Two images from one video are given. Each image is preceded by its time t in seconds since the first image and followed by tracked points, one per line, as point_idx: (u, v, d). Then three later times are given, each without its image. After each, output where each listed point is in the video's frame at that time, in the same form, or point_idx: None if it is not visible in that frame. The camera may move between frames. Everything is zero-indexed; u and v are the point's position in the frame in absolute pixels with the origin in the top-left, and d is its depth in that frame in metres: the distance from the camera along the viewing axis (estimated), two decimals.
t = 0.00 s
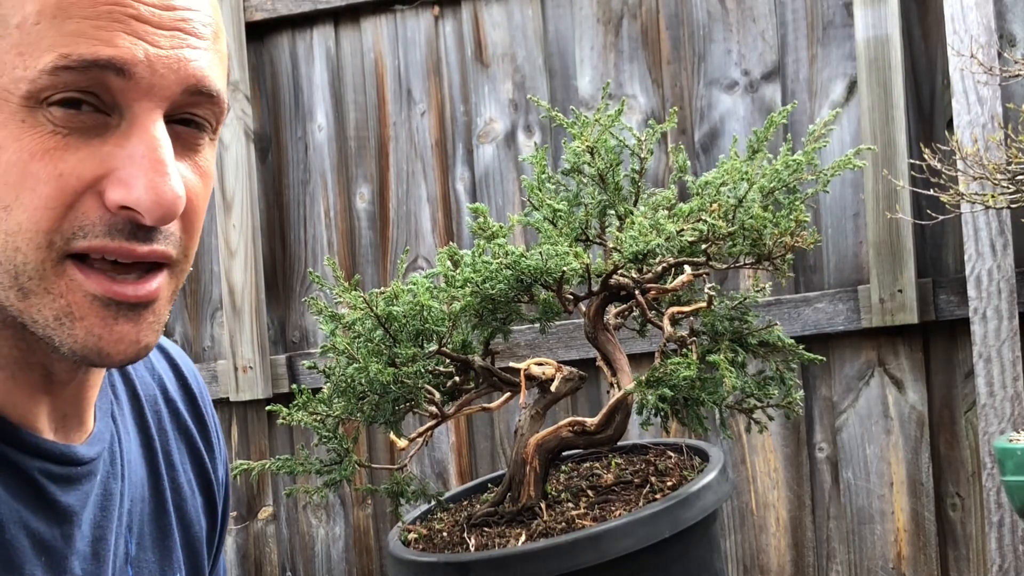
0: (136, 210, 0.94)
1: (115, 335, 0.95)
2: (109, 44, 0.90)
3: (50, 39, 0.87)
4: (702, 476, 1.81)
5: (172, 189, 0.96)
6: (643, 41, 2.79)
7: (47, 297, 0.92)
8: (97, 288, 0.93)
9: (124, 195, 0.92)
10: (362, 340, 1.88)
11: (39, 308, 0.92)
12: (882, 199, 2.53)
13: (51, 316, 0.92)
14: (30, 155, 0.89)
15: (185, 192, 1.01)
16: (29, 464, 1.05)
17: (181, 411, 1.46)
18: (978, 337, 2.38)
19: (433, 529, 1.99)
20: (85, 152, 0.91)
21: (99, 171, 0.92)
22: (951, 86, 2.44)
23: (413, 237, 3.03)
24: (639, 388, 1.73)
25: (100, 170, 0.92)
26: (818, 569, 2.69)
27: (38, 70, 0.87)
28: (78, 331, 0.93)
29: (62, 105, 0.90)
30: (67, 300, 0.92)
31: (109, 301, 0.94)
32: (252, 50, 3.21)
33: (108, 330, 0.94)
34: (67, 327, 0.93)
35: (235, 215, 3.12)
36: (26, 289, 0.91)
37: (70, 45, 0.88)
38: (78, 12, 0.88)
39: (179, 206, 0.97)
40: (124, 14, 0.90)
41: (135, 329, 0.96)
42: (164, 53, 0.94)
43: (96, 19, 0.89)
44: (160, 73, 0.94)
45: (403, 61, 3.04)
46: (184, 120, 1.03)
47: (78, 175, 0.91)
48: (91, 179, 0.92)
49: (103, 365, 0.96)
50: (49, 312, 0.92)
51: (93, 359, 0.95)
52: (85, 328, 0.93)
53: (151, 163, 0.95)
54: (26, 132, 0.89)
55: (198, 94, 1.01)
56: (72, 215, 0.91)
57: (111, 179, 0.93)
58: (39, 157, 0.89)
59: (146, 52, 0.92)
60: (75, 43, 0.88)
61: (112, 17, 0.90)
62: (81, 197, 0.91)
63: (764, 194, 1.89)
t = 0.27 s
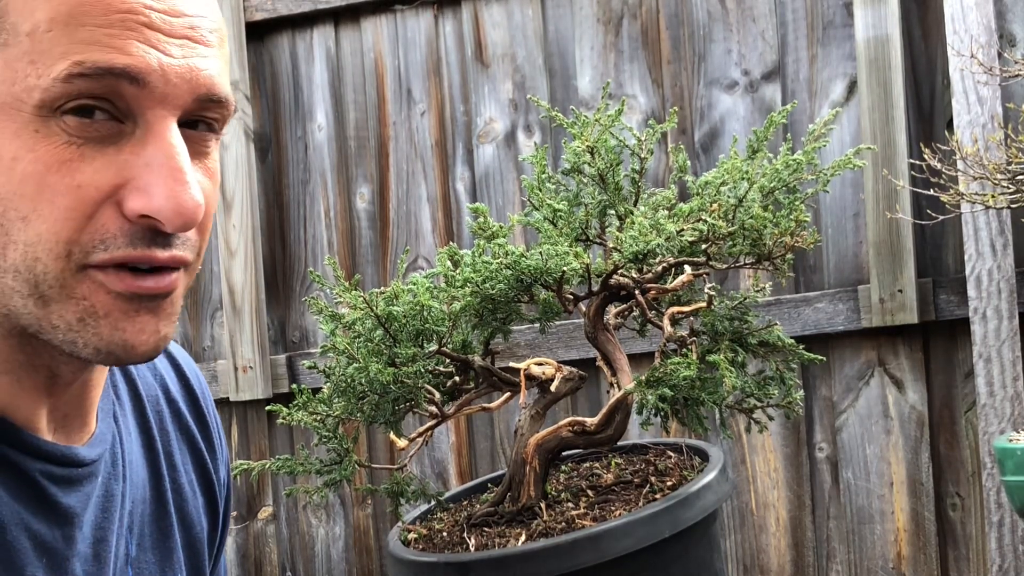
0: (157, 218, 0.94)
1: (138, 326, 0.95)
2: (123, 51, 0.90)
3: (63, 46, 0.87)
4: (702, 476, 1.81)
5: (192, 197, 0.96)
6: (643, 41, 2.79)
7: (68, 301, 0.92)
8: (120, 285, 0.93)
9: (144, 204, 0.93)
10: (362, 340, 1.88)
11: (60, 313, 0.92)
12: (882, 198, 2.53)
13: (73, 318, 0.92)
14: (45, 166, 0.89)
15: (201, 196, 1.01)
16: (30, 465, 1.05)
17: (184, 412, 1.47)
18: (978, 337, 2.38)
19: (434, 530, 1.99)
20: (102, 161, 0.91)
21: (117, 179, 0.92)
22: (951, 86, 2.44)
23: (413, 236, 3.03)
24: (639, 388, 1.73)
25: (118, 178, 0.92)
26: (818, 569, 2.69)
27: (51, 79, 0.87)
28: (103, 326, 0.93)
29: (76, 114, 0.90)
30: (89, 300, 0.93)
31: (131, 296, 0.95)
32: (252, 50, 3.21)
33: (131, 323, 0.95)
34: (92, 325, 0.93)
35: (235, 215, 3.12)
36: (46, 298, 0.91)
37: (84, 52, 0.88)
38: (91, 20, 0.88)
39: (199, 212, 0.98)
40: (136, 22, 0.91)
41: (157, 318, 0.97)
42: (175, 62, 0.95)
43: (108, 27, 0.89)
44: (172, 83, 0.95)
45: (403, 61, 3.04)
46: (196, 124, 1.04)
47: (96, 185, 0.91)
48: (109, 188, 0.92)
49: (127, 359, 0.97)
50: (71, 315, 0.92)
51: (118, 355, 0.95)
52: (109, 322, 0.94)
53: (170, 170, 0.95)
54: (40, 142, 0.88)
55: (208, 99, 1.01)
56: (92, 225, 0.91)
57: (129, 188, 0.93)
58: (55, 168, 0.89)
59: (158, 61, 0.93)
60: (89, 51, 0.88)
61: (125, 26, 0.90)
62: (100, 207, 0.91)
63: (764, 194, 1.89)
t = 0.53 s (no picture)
0: (149, 220, 0.93)
1: (133, 335, 0.95)
2: (115, 56, 0.89)
3: (55, 49, 0.87)
4: (702, 476, 1.81)
5: (185, 199, 0.96)
6: (643, 41, 2.79)
7: (61, 303, 0.92)
8: (113, 291, 0.93)
9: (136, 205, 0.92)
10: (362, 340, 1.88)
11: (52, 314, 0.93)
12: (883, 198, 2.53)
13: (66, 320, 0.93)
14: (39, 166, 0.89)
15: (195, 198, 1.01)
16: (30, 465, 1.05)
17: (185, 411, 1.47)
18: (978, 337, 2.38)
19: (434, 530, 1.99)
20: (95, 162, 0.91)
21: (111, 181, 0.92)
22: (951, 86, 2.44)
23: (413, 237, 3.03)
24: (639, 389, 1.72)
25: (112, 180, 0.92)
26: (818, 569, 2.69)
27: (42, 81, 0.87)
28: (96, 332, 0.93)
29: (69, 115, 0.90)
30: (82, 304, 0.93)
31: (126, 304, 0.94)
32: (252, 50, 3.21)
33: (125, 330, 0.95)
34: (85, 330, 0.93)
35: (235, 215, 3.12)
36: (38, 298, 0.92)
37: (73, 55, 0.87)
38: (83, 22, 0.88)
39: (191, 213, 0.97)
40: (128, 28, 0.90)
41: (153, 327, 0.97)
42: (167, 70, 0.94)
43: (99, 30, 0.88)
44: (161, 94, 0.94)
45: (402, 61, 3.04)
46: (196, 126, 1.04)
47: (90, 186, 0.91)
48: (102, 189, 0.92)
49: (122, 365, 0.96)
50: (64, 317, 0.93)
51: (112, 359, 0.95)
52: (103, 328, 0.93)
53: (162, 173, 0.94)
54: (34, 143, 0.89)
55: (204, 103, 1.01)
56: (86, 226, 0.91)
57: (122, 189, 0.93)
58: (48, 169, 0.89)
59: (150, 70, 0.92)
60: (78, 55, 0.88)
61: (117, 31, 0.89)
62: (94, 208, 0.91)
63: (764, 194, 1.89)
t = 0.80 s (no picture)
0: (140, 223, 0.94)
1: (125, 329, 0.95)
2: (108, 56, 0.89)
3: (51, 52, 0.87)
4: (702, 476, 1.81)
5: (175, 202, 0.96)
6: (643, 42, 2.79)
7: (53, 300, 0.92)
8: (104, 284, 0.93)
9: (126, 208, 0.93)
10: (362, 340, 1.88)
11: (45, 313, 0.92)
12: (883, 198, 2.53)
13: (58, 317, 0.92)
14: (30, 168, 0.89)
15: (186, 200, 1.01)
16: (31, 465, 1.05)
17: (184, 413, 1.47)
18: (978, 337, 2.38)
19: (433, 530, 1.99)
20: (85, 165, 0.91)
21: (101, 183, 0.92)
22: (951, 86, 2.44)
23: (413, 237, 3.03)
24: (639, 389, 1.72)
25: (102, 181, 0.92)
26: (818, 569, 2.69)
27: (36, 85, 0.87)
28: (88, 327, 0.93)
29: (62, 117, 0.90)
30: (73, 300, 0.92)
31: (119, 297, 0.95)
32: (252, 50, 3.21)
33: (117, 325, 0.95)
34: (77, 325, 0.93)
35: (235, 215, 3.12)
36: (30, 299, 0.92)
37: (67, 58, 0.88)
38: (77, 23, 0.88)
39: (182, 218, 0.98)
40: (122, 25, 0.90)
41: (144, 322, 0.97)
42: (162, 67, 0.94)
43: (92, 29, 0.88)
44: (158, 90, 0.94)
45: (402, 61, 3.04)
46: (190, 129, 1.04)
47: (80, 188, 0.91)
48: (92, 191, 0.92)
49: (112, 361, 0.97)
50: (56, 314, 0.92)
51: (103, 355, 0.95)
52: (94, 323, 0.93)
53: (154, 176, 0.95)
54: (25, 145, 0.89)
55: (199, 105, 1.01)
56: (75, 227, 0.91)
57: (112, 191, 0.93)
58: (39, 171, 0.89)
59: (145, 67, 0.92)
60: (72, 57, 0.88)
61: (110, 28, 0.89)
62: (84, 210, 0.91)
63: (764, 194, 1.89)
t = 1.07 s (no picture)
0: (135, 216, 0.93)
1: (119, 333, 0.94)
2: (102, 49, 0.89)
3: (46, 46, 0.88)
4: (702, 476, 1.81)
5: (170, 194, 0.96)
6: (643, 42, 2.79)
7: (49, 300, 0.92)
8: (101, 286, 0.93)
9: (121, 202, 0.92)
10: (363, 340, 1.88)
11: (40, 311, 0.92)
12: (882, 199, 2.53)
13: (53, 316, 0.92)
14: (25, 164, 0.89)
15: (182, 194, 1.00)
16: (30, 466, 1.05)
17: (185, 413, 1.47)
18: (978, 337, 2.38)
19: (433, 530, 1.99)
20: (81, 160, 0.91)
21: (96, 178, 0.92)
22: (951, 86, 2.44)
23: (413, 237, 3.03)
24: (639, 388, 1.72)
25: (97, 177, 0.92)
26: (818, 569, 2.69)
27: (31, 79, 0.88)
28: (82, 328, 0.92)
29: (57, 112, 0.90)
30: (70, 299, 0.92)
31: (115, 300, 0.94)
32: (252, 50, 3.21)
33: (112, 328, 0.94)
34: (72, 325, 0.92)
35: (235, 215, 3.12)
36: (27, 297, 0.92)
37: (62, 51, 0.88)
38: (71, 16, 0.88)
39: (176, 210, 0.97)
40: (118, 18, 0.90)
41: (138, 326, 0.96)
42: (157, 59, 0.94)
43: (87, 23, 0.89)
44: (153, 82, 0.94)
45: (403, 61, 3.04)
46: (187, 126, 1.04)
47: (75, 183, 0.91)
48: (88, 187, 0.92)
49: (106, 363, 0.96)
50: (51, 314, 0.92)
51: (96, 357, 0.94)
52: (89, 324, 0.92)
53: (148, 168, 0.94)
54: (21, 141, 0.89)
55: (195, 100, 1.01)
56: (72, 224, 0.91)
57: (107, 186, 0.93)
58: (34, 167, 0.90)
59: (140, 59, 0.92)
60: (67, 50, 0.88)
61: (105, 22, 0.89)
62: (79, 205, 0.91)
63: (764, 194, 1.89)
